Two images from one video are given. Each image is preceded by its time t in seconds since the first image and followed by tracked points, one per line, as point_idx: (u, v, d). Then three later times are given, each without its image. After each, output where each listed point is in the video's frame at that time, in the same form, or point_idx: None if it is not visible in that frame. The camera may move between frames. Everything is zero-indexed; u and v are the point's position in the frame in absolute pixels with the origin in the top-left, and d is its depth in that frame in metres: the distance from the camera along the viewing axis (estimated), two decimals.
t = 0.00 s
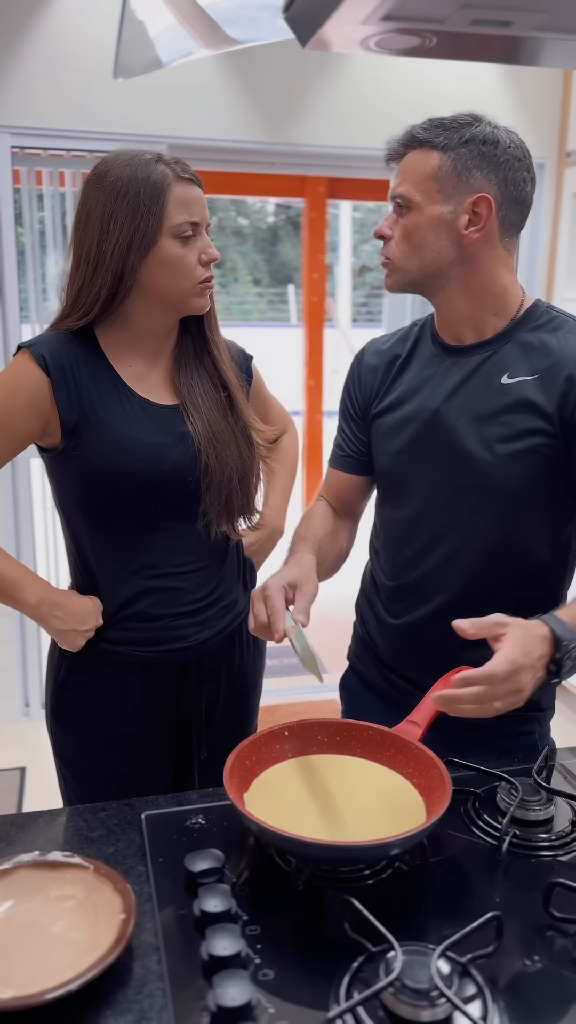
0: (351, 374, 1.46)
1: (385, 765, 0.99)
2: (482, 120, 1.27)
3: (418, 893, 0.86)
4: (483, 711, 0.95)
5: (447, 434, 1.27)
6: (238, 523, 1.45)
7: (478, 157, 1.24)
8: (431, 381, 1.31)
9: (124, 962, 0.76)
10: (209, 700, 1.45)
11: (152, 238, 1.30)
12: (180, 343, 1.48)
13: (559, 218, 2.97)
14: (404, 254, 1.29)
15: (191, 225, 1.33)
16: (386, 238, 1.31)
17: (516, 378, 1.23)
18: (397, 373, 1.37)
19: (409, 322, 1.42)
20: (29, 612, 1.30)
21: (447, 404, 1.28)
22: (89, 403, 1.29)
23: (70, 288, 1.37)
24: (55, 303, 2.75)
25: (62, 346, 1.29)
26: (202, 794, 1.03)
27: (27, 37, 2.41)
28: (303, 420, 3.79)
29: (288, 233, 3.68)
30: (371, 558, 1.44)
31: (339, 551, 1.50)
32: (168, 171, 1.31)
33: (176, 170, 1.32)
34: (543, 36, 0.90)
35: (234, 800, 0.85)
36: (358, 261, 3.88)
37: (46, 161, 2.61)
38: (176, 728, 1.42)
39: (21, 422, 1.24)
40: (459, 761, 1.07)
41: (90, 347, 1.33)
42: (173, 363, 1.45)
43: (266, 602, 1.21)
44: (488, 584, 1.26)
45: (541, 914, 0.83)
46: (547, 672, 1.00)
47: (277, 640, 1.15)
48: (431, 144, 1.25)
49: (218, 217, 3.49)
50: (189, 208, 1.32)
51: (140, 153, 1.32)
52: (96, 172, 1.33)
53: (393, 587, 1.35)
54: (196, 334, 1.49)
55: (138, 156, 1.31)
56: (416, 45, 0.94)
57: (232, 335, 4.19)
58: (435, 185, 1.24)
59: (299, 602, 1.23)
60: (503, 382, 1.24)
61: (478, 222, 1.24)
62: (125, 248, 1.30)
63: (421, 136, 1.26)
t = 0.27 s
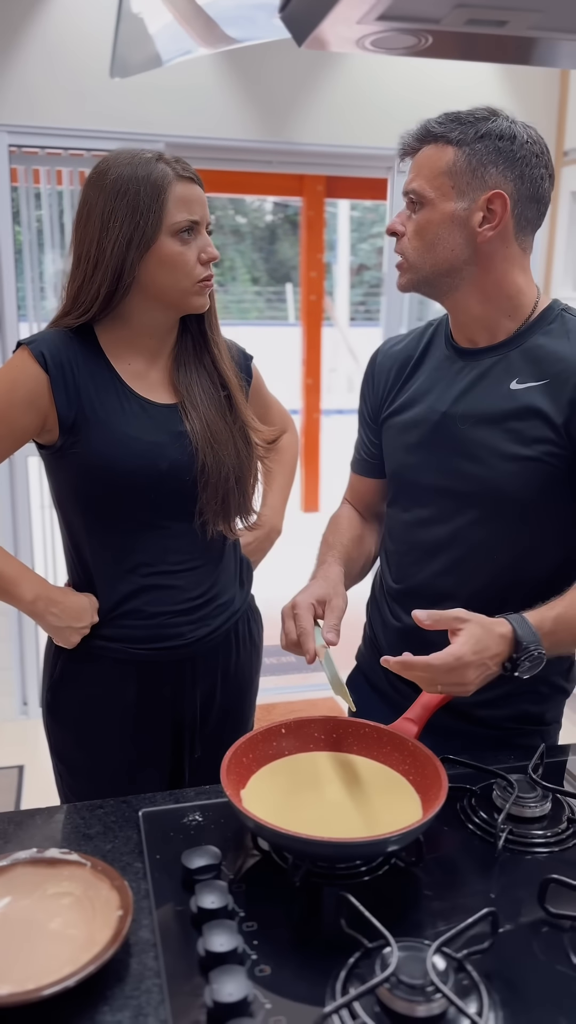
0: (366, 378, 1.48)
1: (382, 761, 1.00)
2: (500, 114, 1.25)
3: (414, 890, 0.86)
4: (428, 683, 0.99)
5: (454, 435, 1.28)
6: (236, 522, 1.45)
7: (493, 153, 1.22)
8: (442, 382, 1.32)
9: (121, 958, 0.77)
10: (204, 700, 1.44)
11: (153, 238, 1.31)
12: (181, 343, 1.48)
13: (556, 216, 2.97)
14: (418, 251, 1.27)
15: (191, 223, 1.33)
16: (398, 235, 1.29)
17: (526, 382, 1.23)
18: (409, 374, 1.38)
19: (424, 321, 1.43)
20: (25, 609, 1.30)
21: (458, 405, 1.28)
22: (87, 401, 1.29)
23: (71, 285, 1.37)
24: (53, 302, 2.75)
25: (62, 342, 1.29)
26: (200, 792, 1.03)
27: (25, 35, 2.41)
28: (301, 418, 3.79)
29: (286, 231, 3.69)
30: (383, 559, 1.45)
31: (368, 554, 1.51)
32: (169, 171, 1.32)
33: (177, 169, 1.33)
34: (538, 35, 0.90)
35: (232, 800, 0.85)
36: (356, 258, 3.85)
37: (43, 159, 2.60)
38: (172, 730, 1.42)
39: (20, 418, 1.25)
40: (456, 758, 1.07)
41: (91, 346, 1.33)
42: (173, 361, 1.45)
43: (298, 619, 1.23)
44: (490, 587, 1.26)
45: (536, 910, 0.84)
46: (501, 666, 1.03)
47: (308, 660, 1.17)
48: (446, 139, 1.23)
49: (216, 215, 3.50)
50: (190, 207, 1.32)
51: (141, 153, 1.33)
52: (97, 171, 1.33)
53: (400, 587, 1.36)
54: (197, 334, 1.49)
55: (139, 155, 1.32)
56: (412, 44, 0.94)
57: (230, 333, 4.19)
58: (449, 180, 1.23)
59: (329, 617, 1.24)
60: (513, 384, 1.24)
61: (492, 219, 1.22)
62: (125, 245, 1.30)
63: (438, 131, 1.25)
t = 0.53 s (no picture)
0: (369, 378, 1.48)
1: (380, 759, 1.00)
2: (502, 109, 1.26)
3: (410, 887, 0.87)
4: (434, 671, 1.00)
5: (456, 434, 1.28)
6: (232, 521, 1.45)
7: (506, 150, 1.22)
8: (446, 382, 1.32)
9: (119, 955, 0.77)
10: (199, 699, 1.44)
11: (148, 237, 1.31)
12: (179, 343, 1.48)
13: (554, 215, 2.97)
14: (433, 252, 1.26)
15: (187, 223, 1.33)
16: (406, 236, 1.28)
17: (531, 382, 1.23)
18: (412, 374, 1.39)
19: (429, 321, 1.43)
20: (21, 606, 1.31)
21: (463, 406, 1.28)
22: (83, 397, 1.29)
23: (69, 283, 1.37)
24: (51, 302, 2.75)
25: (60, 339, 1.30)
26: (197, 789, 1.03)
27: (22, 33, 2.41)
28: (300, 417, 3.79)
29: (284, 230, 3.69)
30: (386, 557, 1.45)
31: (370, 554, 1.52)
32: (165, 170, 1.32)
33: (173, 168, 1.33)
34: (535, 34, 0.90)
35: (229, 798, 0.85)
36: (355, 256, 3.78)
37: (41, 158, 2.60)
38: (167, 730, 1.42)
39: (17, 414, 1.25)
40: (453, 756, 1.07)
41: (88, 346, 1.33)
42: (171, 360, 1.45)
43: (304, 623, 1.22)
44: (492, 587, 1.26)
45: (532, 907, 0.84)
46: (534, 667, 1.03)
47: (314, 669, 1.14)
48: (457, 137, 1.21)
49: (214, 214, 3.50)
50: (186, 206, 1.32)
51: (138, 152, 1.33)
52: (94, 171, 1.33)
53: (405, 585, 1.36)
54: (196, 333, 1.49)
55: (135, 155, 1.32)
56: (409, 43, 0.94)
57: (228, 332, 4.19)
58: (465, 180, 1.22)
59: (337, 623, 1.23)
60: (517, 384, 1.24)
61: (510, 217, 1.23)
62: (121, 243, 1.30)
63: (445, 128, 1.23)
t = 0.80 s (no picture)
0: (365, 374, 1.48)
1: (378, 757, 1.00)
2: (473, 118, 1.15)
3: (408, 884, 0.87)
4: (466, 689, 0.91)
5: (461, 434, 1.29)
6: (229, 520, 1.45)
7: (517, 164, 1.15)
8: (449, 380, 1.32)
9: (117, 952, 0.77)
10: (196, 698, 1.44)
11: (142, 236, 1.31)
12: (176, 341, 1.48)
13: (553, 213, 2.97)
14: (471, 287, 1.16)
15: (181, 221, 1.33)
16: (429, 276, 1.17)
17: (535, 380, 1.23)
18: (413, 375, 1.38)
19: (425, 324, 1.43)
20: (17, 603, 1.31)
21: (466, 405, 1.28)
22: (79, 395, 1.29)
23: (65, 283, 1.37)
24: (49, 301, 2.75)
25: (56, 336, 1.30)
26: (195, 787, 1.03)
27: (21, 32, 2.41)
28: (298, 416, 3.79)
29: (283, 230, 3.68)
30: (386, 555, 1.45)
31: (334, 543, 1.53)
32: (159, 168, 1.31)
33: (167, 167, 1.33)
34: (532, 32, 0.90)
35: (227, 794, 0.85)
36: (353, 256, 3.83)
37: (39, 157, 2.60)
38: (164, 728, 1.42)
39: (14, 411, 1.25)
40: (452, 754, 1.08)
41: (86, 346, 1.33)
42: (169, 358, 1.45)
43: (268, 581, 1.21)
44: (493, 585, 1.26)
45: (530, 903, 0.84)
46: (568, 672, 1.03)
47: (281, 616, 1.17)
48: (479, 165, 1.10)
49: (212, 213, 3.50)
50: (179, 204, 1.32)
51: (132, 150, 1.33)
52: (91, 171, 1.33)
53: (408, 582, 1.36)
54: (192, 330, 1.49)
55: (129, 154, 1.31)
56: (407, 41, 0.95)
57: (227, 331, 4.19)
58: (499, 207, 1.12)
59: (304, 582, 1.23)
60: (522, 383, 1.24)
61: (532, 230, 1.20)
62: (114, 242, 1.31)
63: (457, 159, 1.09)
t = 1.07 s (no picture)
0: (346, 374, 1.46)
1: (376, 756, 1.00)
2: (466, 116, 1.13)
3: (406, 884, 0.87)
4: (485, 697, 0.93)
5: (455, 434, 1.28)
6: (225, 520, 1.45)
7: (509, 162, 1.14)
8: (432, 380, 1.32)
9: (115, 952, 0.77)
10: (193, 698, 1.44)
11: (136, 234, 1.30)
12: (173, 341, 1.48)
13: (552, 212, 2.97)
14: (471, 288, 1.15)
15: (175, 221, 1.32)
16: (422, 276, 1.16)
17: (528, 381, 1.24)
18: (393, 375, 1.38)
19: (404, 320, 1.42)
20: (12, 601, 1.32)
21: (460, 404, 1.28)
22: (75, 394, 1.29)
23: (63, 281, 1.38)
24: (48, 300, 2.74)
25: (53, 336, 1.30)
26: (194, 786, 1.03)
27: (18, 30, 2.40)
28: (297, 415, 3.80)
29: (282, 229, 3.68)
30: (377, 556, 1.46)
31: (332, 551, 1.52)
32: (155, 167, 1.31)
33: (164, 166, 1.32)
34: (531, 31, 0.90)
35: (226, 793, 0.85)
36: (353, 255, 3.78)
37: (37, 156, 2.60)
38: (161, 728, 1.42)
39: (9, 411, 1.25)
40: (450, 754, 1.08)
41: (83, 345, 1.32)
42: (166, 357, 1.45)
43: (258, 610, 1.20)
44: (491, 586, 1.27)
45: (529, 903, 0.84)
46: None
47: (264, 654, 1.13)
48: (478, 167, 1.08)
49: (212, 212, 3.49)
50: (173, 204, 1.31)
51: (130, 149, 1.32)
52: (89, 171, 1.33)
53: (402, 582, 1.37)
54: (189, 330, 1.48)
55: (126, 154, 1.31)
56: (405, 39, 0.95)
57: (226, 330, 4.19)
58: (497, 206, 1.12)
59: (289, 611, 1.21)
60: (514, 384, 1.25)
61: (524, 226, 1.20)
62: (109, 240, 1.31)
63: (457, 160, 1.07)
